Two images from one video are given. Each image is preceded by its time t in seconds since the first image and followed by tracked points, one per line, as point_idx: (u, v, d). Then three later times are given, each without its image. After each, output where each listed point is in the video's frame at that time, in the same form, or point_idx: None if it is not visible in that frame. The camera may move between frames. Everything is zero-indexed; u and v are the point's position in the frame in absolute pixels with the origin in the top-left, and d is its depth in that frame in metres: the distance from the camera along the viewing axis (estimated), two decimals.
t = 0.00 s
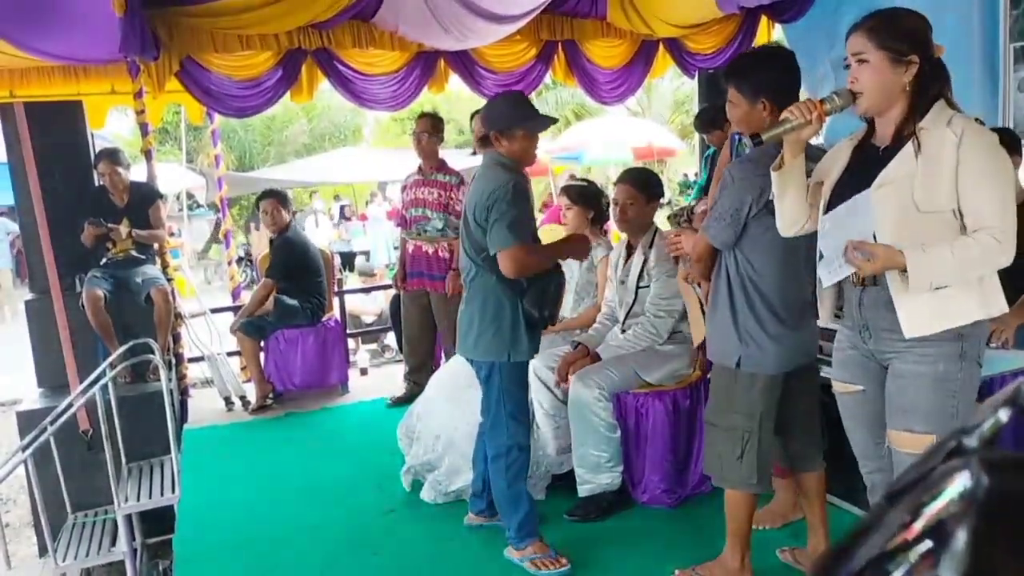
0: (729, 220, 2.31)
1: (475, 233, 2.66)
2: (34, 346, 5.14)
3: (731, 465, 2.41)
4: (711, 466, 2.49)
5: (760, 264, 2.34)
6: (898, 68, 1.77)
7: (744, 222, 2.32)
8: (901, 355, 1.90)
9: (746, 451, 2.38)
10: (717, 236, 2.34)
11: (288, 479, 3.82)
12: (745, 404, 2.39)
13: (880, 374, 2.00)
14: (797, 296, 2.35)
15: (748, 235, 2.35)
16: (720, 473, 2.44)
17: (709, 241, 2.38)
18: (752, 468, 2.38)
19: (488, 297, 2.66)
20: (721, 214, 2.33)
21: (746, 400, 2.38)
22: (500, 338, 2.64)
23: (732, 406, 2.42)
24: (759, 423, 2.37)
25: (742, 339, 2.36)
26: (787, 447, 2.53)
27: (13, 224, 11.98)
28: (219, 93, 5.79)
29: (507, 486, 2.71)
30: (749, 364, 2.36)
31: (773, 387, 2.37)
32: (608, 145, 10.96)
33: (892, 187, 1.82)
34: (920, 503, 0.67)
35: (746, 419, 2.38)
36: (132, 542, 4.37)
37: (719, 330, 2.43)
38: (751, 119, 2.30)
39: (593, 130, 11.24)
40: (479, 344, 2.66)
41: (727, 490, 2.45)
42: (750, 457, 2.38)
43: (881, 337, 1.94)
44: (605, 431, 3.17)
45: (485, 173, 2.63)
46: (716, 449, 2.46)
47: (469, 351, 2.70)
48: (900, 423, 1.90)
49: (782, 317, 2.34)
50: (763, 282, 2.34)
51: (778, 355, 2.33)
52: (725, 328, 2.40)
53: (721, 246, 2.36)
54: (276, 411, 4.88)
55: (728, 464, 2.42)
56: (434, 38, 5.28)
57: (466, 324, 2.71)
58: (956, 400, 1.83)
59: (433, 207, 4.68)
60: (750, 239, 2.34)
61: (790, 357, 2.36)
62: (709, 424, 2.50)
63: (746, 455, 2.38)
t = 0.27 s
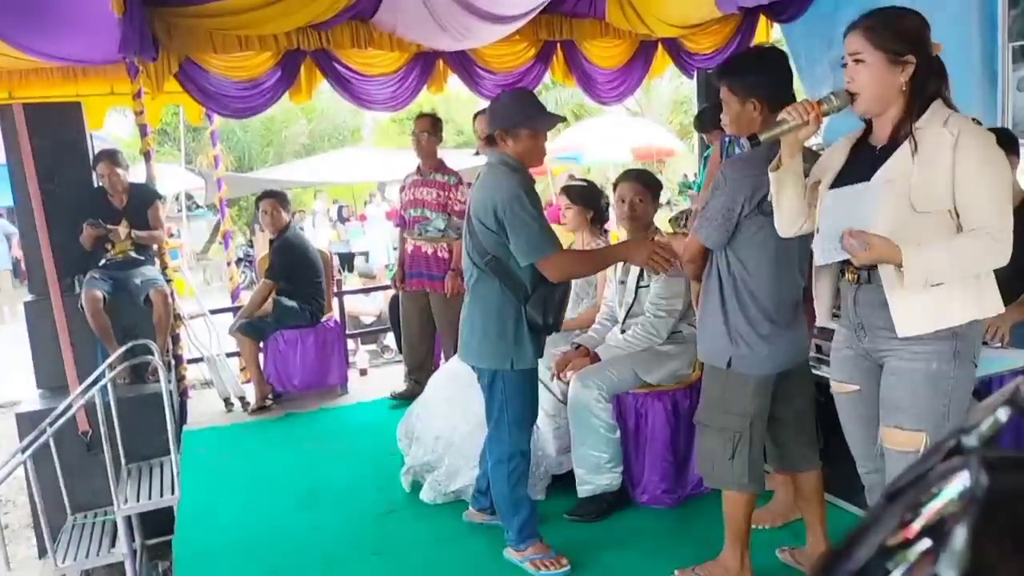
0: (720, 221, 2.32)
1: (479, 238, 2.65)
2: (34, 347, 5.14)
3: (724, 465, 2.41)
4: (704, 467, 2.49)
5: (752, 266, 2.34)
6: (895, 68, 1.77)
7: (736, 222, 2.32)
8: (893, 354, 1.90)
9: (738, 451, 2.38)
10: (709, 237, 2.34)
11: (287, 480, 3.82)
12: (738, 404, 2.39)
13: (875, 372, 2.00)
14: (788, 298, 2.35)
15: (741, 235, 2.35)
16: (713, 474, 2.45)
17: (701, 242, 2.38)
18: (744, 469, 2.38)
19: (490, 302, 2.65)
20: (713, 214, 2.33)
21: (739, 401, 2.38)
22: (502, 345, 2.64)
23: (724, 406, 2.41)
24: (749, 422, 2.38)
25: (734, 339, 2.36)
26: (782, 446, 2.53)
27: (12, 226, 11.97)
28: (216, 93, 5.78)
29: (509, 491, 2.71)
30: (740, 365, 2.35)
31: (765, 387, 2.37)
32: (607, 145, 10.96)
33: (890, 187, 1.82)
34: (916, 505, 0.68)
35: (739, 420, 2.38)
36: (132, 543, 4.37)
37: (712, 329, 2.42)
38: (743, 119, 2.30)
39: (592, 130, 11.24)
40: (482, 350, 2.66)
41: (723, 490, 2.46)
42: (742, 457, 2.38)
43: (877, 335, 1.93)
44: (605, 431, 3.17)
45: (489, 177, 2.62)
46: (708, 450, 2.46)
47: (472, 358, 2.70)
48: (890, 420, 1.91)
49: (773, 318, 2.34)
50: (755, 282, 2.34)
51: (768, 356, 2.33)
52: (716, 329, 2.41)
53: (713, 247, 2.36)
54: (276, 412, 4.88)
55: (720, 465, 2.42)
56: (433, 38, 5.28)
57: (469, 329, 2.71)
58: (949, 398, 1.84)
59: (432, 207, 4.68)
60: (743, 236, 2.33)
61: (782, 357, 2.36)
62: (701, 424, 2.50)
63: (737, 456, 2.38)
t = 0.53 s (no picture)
0: (719, 222, 2.31)
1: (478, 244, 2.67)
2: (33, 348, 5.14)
3: (723, 466, 2.41)
4: (702, 468, 2.49)
5: (751, 268, 2.34)
6: (888, 73, 1.77)
7: (734, 223, 2.32)
8: (885, 360, 1.91)
9: (737, 453, 2.39)
10: (707, 239, 2.34)
11: (287, 480, 3.83)
12: (737, 405, 2.39)
13: (869, 377, 2.01)
14: (785, 296, 2.36)
15: (739, 236, 2.35)
16: (711, 475, 2.45)
17: (699, 244, 2.38)
18: (743, 470, 2.39)
19: (488, 307, 2.66)
20: (710, 216, 2.33)
21: (738, 402, 2.38)
22: (500, 351, 2.65)
23: (723, 407, 2.41)
24: (747, 424, 2.38)
25: (731, 341, 2.36)
26: (780, 448, 2.53)
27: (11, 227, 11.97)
28: (215, 94, 5.77)
29: (508, 495, 2.71)
30: (738, 366, 2.36)
31: (764, 388, 2.38)
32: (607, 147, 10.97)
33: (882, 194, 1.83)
34: (917, 503, 0.64)
35: (738, 421, 2.38)
36: (131, 544, 4.37)
37: (709, 332, 2.42)
38: (738, 120, 2.29)
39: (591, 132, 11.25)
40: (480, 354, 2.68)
41: (722, 492, 2.46)
42: (741, 458, 2.38)
43: (868, 340, 1.94)
44: (603, 432, 3.18)
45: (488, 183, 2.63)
46: (706, 451, 2.46)
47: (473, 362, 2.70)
48: (878, 424, 1.91)
49: (772, 319, 2.35)
50: (754, 283, 2.35)
51: (768, 357, 2.34)
52: (714, 331, 2.40)
53: (711, 249, 2.36)
54: (275, 413, 4.89)
55: (719, 466, 2.42)
56: (432, 39, 5.28)
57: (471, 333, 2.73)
58: (936, 406, 1.85)
59: (431, 209, 4.68)
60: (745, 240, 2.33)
61: (781, 358, 2.37)
62: (698, 425, 2.50)
63: (736, 457, 2.39)
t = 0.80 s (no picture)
0: (723, 222, 2.32)
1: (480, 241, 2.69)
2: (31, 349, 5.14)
3: (724, 466, 2.41)
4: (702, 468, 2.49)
5: (755, 267, 2.34)
6: (876, 69, 1.77)
7: (739, 222, 2.32)
8: (876, 361, 1.91)
9: (738, 453, 2.38)
10: (711, 239, 2.34)
11: (286, 481, 3.83)
12: (738, 406, 2.39)
13: (864, 378, 2.01)
14: (787, 298, 2.36)
15: (744, 236, 2.34)
16: (711, 475, 2.45)
17: (702, 245, 2.38)
18: (744, 470, 2.39)
19: (487, 305, 2.66)
20: (713, 218, 2.33)
21: (739, 403, 2.39)
22: (498, 349, 2.63)
23: (724, 407, 2.41)
24: (749, 424, 2.38)
25: (733, 341, 2.36)
26: (778, 448, 2.53)
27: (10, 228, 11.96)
28: (214, 95, 5.77)
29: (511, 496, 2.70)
30: (740, 367, 2.36)
31: (765, 388, 2.38)
32: (605, 147, 10.97)
33: (865, 192, 1.83)
34: (909, 499, 0.65)
35: (739, 421, 2.39)
36: (130, 545, 4.36)
37: (710, 333, 2.42)
38: (738, 121, 2.30)
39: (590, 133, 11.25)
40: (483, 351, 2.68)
41: (721, 492, 2.46)
42: (742, 459, 2.38)
43: (858, 342, 1.96)
44: (602, 432, 3.19)
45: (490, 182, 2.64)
46: (707, 451, 2.46)
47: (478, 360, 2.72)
48: (868, 426, 1.92)
49: (774, 320, 2.36)
50: (757, 283, 2.35)
51: (768, 357, 2.34)
52: (716, 331, 2.40)
53: (714, 249, 2.36)
54: (274, 414, 4.88)
55: (720, 467, 2.42)
56: (430, 40, 5.28)
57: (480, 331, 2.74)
58: (924, 408, 1.84)
59: (429, 210, 4.68)
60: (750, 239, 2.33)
61: (782, 358, 2.37)
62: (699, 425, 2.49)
63: (737, 458, 2.38)
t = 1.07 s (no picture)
0: (725, 219, 2.33)
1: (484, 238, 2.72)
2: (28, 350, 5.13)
3: (724, 465, 2.41)
4: (703, 468, 2.49)
5: (756, 265, 2.35)
6: (860, 66, 1.77)
7: (740, 220, 2.33)
8: (855, 363, 1.93)
9: (739, 452, 2.39)
10: (712, 236, 2.36)
11: (283, 481, 3.83)
12: (740, 404, 2.39)
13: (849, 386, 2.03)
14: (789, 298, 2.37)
15: (745, 234, 2.36)
16: (713, 474, 2.45)
17: (703, 242, 2.40)
18: (745, 469, 2.39)
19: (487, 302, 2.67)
20: (716, 214, 2.35)
21: (740, 401, 2.39)
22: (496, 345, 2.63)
23: (725, 406, 2.41)
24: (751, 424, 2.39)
25: (735, 339, 2.36)
26: (777, 446, 2.53)
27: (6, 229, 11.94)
28: (211, 96, 5.76)
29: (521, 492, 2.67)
30: (743, 365, 2.36)
31: (766, 386, 2.39)
32: (602, 146, 10.98)
33: (847, 194, 1.84)
34: (903, 498, 0.63)
35: (741, 420, 2.39)
36: (128, 546, 4.36)
37: (712, 332, 2.43)
38: (739, 119, 2.31)
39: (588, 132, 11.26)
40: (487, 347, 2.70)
41: (720, 491, 2.46)
42: (744, 458, 2.38)
43: (839, 345, 1.98)
44: (600, 432, 3.21)
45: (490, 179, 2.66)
46: (706, 451, 2.46)
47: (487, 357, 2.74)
48: (846, 430, 1.95)
49: (776, 319, 2.36)
50: (760, 280, 2.36)
51: (770, 355, 2.34)
52: (719, 329, 2.41)
53: (716, 246, 2.37)
54: (272, 414, 4.88)
55: (721, 466, 2.42)
56: (427, 40, 5.28)
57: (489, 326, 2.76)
58: (900, 416, 1.85)
59: (426, 210, 4.68)
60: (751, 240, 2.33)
61: (783, 355, 2.36)
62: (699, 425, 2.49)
63: (739, 457, 2.39)
